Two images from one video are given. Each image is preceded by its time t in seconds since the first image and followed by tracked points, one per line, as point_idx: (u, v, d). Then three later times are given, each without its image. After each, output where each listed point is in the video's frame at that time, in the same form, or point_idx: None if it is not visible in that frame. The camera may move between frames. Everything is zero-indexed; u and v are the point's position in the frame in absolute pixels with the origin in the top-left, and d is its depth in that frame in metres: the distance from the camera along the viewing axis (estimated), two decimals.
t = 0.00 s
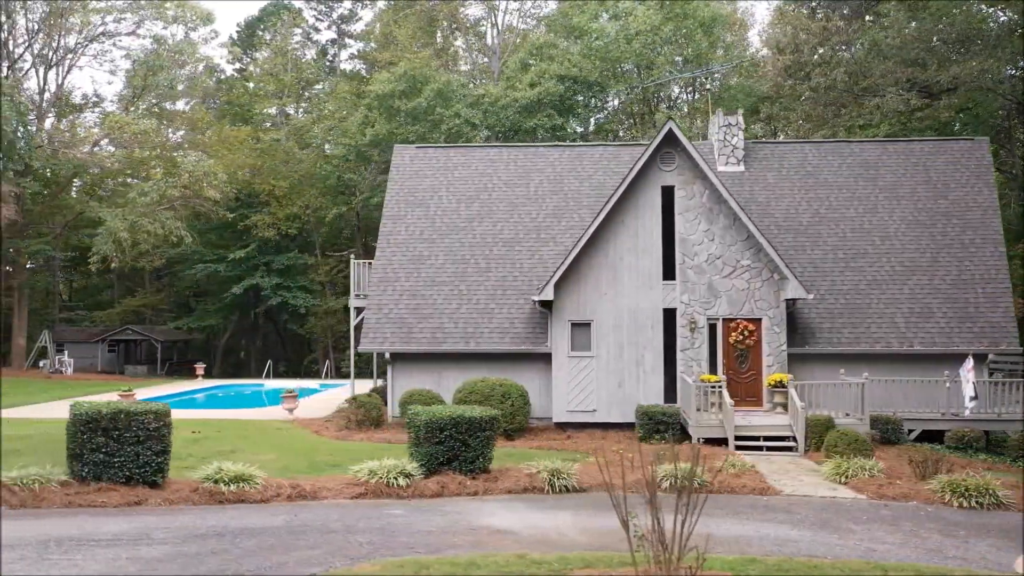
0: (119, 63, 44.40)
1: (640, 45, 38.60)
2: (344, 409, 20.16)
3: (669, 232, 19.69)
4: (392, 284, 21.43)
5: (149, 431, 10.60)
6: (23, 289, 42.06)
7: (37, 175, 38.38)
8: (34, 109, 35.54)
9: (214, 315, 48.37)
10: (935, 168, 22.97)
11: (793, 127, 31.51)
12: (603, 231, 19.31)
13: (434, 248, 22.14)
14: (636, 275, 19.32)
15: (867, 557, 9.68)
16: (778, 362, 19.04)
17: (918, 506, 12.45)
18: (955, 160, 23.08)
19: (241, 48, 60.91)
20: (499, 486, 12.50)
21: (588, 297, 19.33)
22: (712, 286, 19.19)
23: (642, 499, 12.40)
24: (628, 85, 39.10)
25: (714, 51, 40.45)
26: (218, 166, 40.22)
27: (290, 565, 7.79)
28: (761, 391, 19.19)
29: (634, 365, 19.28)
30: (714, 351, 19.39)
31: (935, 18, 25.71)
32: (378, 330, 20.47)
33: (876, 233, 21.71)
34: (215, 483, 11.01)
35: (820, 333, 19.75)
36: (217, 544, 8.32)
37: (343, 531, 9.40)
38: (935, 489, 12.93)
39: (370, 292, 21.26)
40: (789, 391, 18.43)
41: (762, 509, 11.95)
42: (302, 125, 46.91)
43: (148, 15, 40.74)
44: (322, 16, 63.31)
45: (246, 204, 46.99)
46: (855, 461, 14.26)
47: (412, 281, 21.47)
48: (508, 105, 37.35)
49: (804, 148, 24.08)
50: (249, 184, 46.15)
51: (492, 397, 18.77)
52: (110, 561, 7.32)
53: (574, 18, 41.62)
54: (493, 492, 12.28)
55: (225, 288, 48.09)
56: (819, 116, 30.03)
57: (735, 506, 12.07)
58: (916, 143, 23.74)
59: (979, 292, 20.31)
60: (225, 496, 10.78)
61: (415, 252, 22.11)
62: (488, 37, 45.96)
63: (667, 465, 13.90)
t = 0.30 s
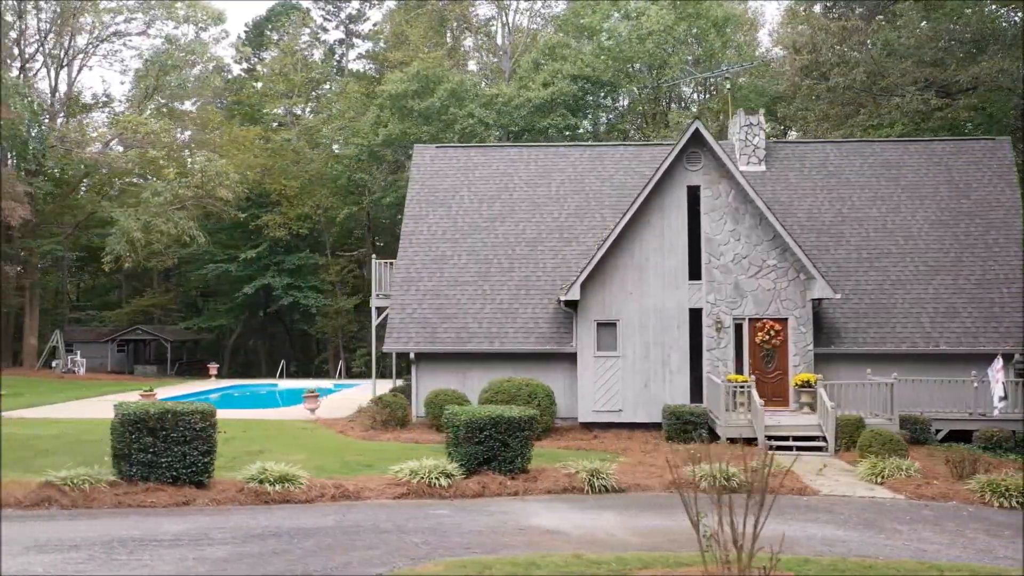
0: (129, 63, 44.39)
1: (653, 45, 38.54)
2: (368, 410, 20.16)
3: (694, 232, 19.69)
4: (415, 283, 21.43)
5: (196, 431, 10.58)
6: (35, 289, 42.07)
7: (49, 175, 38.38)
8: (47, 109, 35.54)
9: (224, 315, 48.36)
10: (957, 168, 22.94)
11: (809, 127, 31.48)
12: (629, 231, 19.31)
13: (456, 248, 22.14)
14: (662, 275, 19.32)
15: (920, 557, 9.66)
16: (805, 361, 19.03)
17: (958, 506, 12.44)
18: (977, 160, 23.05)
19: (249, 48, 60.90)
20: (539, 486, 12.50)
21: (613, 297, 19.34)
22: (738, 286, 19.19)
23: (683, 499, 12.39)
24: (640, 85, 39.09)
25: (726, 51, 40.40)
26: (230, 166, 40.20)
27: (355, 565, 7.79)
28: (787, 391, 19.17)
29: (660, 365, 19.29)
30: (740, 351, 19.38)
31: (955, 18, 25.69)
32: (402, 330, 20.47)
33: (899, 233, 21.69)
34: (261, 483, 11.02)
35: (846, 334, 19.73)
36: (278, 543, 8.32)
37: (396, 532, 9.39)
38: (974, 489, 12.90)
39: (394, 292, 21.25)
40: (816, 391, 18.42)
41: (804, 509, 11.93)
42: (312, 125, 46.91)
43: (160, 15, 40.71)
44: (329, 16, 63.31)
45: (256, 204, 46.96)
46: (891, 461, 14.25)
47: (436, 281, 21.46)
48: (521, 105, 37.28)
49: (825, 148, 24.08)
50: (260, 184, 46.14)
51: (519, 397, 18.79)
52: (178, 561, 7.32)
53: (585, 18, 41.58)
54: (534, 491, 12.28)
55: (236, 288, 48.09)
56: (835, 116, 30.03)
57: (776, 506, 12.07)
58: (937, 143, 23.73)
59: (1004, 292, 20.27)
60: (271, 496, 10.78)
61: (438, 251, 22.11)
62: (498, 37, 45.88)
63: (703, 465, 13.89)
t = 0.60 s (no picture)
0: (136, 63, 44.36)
1: (661, 44, 38.62)
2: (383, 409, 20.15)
3: (710, 232, 19.68)
4: (429, 283, 21.42)
5: (224, 431, 10.55)
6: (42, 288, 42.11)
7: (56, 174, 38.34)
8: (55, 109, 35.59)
9: (230, 315, 48.37)
10: (970, 168, 22.93)
11: (820, 127, 31.51)
12: (645, 231, 19.30)
13: (470, 248, 22.13)
14: (678, 274, 19.31)
15: (953, 558, 9.63)
16: (821, 361, 19.01)
17: (984, 506, 12.43)
18: (990, 160, 23.04)
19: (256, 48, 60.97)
20: (563, 486, 12.49)
21: (629, 296, 19.33)
22: (754, 285, 19.18)
23: (707, 500, 12.39)
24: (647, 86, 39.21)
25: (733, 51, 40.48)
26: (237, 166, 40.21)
27: (394, 565, 7.78)
28: (803, 391, 19.15)
29: (676, 365, 19.28)
30: (756, 351, 19.38)
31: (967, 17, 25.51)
32: (416, 329, 20.45)
33: (913, 232, 21.68)
34: (288, 483, 11.01)
35: (861, 334, 19.72)
36: (315, 544, 8.32)
37: (428, 532, 9.38)
38: (998, 490, 12.89)
39: (408, 292, 21.25)
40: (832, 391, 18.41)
41: (829, 509, 11.93)
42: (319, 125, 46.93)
43: (166, 15, 40.66)
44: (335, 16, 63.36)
45: (263, 204, 46.97)
46: (912, 462, 14.25)
47: (449, 281, 21.45)
48: (529, 105, 37.32)
49: (838, 147, 24.10)
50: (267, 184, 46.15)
51: (535, 397, 18.76)
52: (220, 561, 7.31)
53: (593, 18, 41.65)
54: (557, 491, 12.26)
55: (242, 288, 48.11)
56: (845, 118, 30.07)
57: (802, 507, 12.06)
58: (950, 143, 23.73)
59: (1019, 291, 20.23)
60: (298, 496, 10.76)
61: (451, 251, 22.10)
62: (505, 37, 45.92)
63: (725, 465, 13.88)
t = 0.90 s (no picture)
0: (148, 63, 44.31)
1: (675, 44, 38.59)
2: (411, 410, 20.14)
3: (738, 232, 19.66)
4: (455, 283, 21.40)
5: (276, 431, 10.54)
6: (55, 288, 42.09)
7: (70, 174, 38.27)
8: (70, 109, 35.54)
9: (242, 315, 48.36)
10: (995, 167, 22.92)
11: (838, 127, 31.49)
12: (673, 231, 19.27)
13: (495, 248, 22.11)
14: (706, 274, 19.30)
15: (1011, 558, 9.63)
16: (849, 361, 19.06)
17: None
18: (1014, 160, 23.03)
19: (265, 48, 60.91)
20: (608, 486, 12.47)
21: (658, 296, 19.32)
22: (783, 285, 19.17)
23: (752, 500, 12.39)
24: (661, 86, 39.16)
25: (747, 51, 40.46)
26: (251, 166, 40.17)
27: (467, 565, 7.79)
28: (833, 391, 19.12)
29: (705, 365, 19.26)
30: (785, 351, 19.37)
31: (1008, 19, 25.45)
32: (444, 329, 20.42)
33: (939, 232, 21.67)
34: (338, 483, 11.00)
35: (889, 333, 19.69)
36: (383, 544, 8.31)
37: (488, 532, 9.38)
38: None
39: (434, 292, 21.23)
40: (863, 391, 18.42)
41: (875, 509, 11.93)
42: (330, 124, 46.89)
43: (178, 15, 40.62)
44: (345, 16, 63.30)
45: (274, 204, 46.95)
46: (952, 462, 14.24)
47: (475, 281, 21.43)
48: (543, 105, 37.24)
49: (861, 147, 24.10)
50: (279, 184, 46.13)
51: (564, 397, 18.75)
52: (298, 561, 7.32)
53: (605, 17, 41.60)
54: (603, 491, 12.24)
55: (253, 288, 48.10)
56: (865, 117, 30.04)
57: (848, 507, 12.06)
58: (974, 143, 23.73)
59: None
60: (350, 497, 10.74)
61: (476, 251, 22.08)
62: (516, 37, 45.87)
63: (765, 465, 13.86)
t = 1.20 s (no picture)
0: (159, 62, 44.30)
1: (688, 44, 38.52)
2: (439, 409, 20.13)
3: (764, 232, 19.65)
4: (478, 283, 21.38)
5: (323, 431, 10.51)
6: (67, 288, 42.03)
7: (82, 175, 38.23)
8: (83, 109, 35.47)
9: (252, 315, 48.34)
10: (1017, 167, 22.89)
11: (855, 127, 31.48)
12: (699, 231, 19.28)
13: (517, 248, 22.08)
14: (733, 274, 19.28)
15: None
16: (877, 361, 18.96)
17: None
18: None
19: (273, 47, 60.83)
20: (649, 486, 12.47)
21: (684, 296, 19.33)
22: (809, 285, 19.15)
23: (793, 499, 12.39)
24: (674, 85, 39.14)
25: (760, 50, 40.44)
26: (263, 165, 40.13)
27: (533, 566, 7.81)
28: (861, 391, 19.10)
29: (731, 364, 19.26)
30: (811, 351, 19.36)
31: None
32: (468, 329, 20.40)
33: (962, 232, 21.64)
34: (384, 483, 10.99)
35: (915, 333, 19.66)
36: (444, 543, 8.30)
37: (543, 532, 9.38)
38: None
39: (458, 291, 21.21)
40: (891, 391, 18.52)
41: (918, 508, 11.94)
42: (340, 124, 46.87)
43: (188, 15, 40.58)
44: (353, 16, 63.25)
45: (285, 203, 46.93)
46: (987, 462, 14.29)
47: (499, 281, 21.40)
48: (557, 105, 37.19)
49: (882, 146, 24.08)
50: (289, 183, 46.11)
51: (592, 397, 18.82)
52: (368, 561, 7.30)
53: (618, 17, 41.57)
54: (644, 490, 12.24)
55: (263, 288, 48.08)
56: (882, 116, 30.02)
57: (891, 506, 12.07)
58: (995, 143, 23.70)
59: None
60: (396, 496, 10.72)
61: (498, 251, 22.05)
62: (527, 37, 45.84)
63: (802, 465, 13.85)
